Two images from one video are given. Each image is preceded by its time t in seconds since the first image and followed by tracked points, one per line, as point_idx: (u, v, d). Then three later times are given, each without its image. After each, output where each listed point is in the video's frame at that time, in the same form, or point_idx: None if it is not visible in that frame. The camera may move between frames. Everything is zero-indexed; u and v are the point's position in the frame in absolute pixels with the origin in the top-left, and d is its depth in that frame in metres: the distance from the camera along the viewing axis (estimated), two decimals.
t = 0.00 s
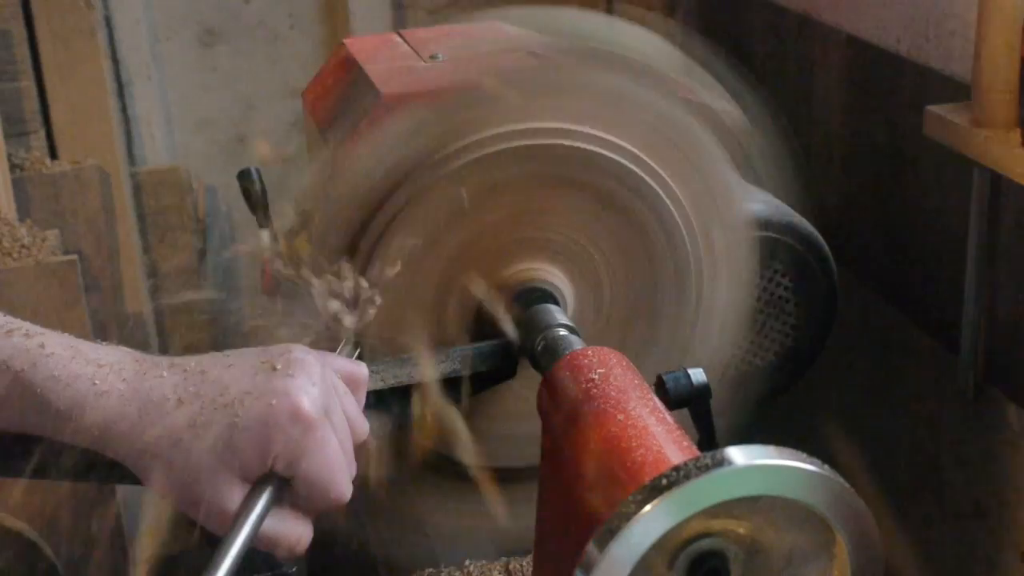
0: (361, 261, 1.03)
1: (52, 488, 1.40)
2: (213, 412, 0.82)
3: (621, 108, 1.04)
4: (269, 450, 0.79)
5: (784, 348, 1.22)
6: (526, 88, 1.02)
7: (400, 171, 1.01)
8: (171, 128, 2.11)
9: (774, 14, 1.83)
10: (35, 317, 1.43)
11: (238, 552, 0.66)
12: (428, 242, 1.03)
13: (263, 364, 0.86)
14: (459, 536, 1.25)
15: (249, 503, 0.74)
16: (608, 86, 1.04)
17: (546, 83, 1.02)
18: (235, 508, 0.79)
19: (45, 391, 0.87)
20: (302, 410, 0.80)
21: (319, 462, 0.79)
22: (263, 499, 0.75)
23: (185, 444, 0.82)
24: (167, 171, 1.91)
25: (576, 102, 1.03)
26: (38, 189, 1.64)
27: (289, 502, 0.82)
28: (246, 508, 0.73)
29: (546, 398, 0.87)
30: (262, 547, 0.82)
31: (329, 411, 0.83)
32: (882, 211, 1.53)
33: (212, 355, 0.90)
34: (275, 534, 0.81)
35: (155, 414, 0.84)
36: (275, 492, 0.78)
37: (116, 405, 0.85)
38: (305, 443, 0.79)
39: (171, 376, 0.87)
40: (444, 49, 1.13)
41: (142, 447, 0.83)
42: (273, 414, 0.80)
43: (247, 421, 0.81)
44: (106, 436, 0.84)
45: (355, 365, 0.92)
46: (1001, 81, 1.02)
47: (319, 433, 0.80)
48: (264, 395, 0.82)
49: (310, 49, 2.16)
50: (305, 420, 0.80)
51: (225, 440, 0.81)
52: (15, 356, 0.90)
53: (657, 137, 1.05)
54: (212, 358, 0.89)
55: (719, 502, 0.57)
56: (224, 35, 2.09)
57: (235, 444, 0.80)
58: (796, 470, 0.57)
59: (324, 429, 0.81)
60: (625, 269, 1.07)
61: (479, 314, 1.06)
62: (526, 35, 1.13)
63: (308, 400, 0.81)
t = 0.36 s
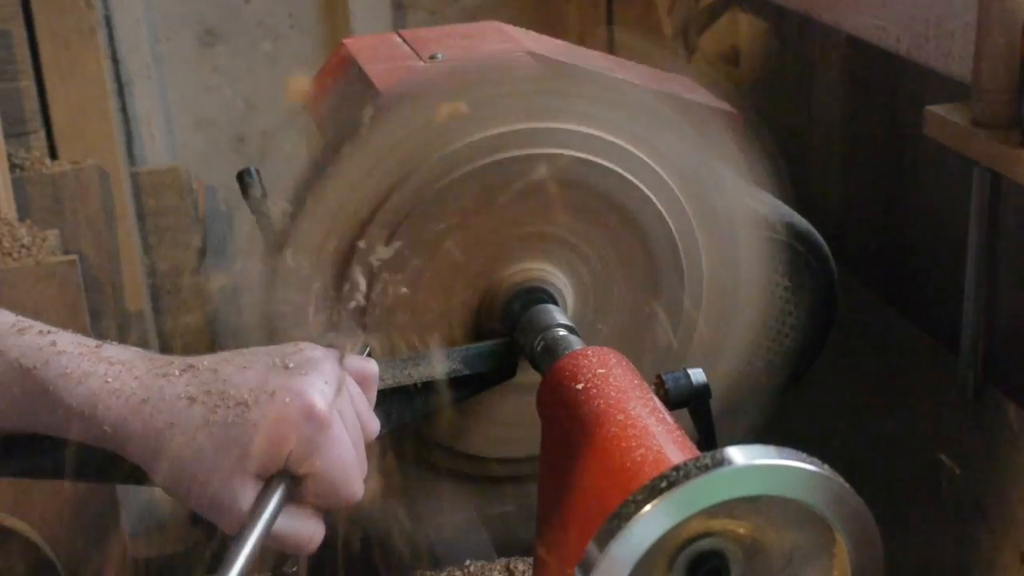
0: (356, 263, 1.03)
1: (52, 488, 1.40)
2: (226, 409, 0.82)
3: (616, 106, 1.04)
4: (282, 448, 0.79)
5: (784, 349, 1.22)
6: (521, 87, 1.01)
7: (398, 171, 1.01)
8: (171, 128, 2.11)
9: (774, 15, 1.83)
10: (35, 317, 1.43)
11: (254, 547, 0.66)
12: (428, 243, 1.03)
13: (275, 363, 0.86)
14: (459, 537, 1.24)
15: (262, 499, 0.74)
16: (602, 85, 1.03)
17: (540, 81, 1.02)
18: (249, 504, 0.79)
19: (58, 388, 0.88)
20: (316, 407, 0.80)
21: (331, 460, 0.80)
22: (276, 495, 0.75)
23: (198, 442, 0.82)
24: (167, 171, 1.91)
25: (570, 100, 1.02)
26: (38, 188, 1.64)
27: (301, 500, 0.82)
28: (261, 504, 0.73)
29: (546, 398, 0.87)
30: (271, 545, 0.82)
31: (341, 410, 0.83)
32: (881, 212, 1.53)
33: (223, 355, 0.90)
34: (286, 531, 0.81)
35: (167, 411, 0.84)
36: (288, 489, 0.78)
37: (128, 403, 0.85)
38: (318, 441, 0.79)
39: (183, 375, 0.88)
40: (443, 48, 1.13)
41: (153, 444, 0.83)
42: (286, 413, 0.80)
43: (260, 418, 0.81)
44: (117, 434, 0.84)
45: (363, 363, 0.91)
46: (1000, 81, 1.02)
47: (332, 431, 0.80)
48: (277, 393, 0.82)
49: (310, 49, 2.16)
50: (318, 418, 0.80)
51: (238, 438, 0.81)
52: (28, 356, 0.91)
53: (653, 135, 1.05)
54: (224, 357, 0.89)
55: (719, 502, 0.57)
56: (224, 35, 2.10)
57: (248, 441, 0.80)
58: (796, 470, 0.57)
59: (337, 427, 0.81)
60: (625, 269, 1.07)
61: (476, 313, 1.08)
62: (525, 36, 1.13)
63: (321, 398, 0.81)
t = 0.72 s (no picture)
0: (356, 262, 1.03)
1: (50, 489, 1.40)
2: (249, 403, 0.82)
3: (617, 104, 1.03)
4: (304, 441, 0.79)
5: (784, 348, 1.22)
6: (520, 86, 1.01)
7: (398, 171, 1.01)
8: (171, 128, 2.11)
9: (775, 15, 1.83)
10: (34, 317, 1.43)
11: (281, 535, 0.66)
12: (428, 242, 1.03)
13: (296, 356, 0.86)
14: (459, 537, 1.24)
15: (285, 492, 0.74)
16: (601, 83, 1.03)
17: (538, 79, 1.02)
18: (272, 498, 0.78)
19: (80, 382, 0.88)
20: (337, 400, 0.80)
21: (353, 452, 0.79)
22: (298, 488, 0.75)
23: (221, 436, 0.82)
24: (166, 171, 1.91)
25: (569, 99, 1.02)
26: (37, 189, 1.63)
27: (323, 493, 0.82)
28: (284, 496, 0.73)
29: (547, 397, 0.87)
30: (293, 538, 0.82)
31: (362, 403, 0.83)
32: (882, 212, 1.53)
33: (246, 349, 0.90)
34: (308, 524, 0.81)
35: (190, 406, 0.84)
36: (310, 482, 0.78)
37: (150, 398, 0.86)
38: (340, 433, 0.79)
39: (206, 370, 0.88)
40: (444, 48, 1.13)
41: (179, 438, 0.83)
42: (306, 406, 0.80)
43: (282, 412, 0.80)
44: (140, 428, 0.85)
45: (383, 356, 0.91)
46: (1001, 81, 1.02)
47: (353, 423, 0.80)
48: (298, 386, 0.82)
49: (310, 49, 2.15)
50: (340, 410, 0.80)
51: (260, 431, 0.80)
52: (49, 351, 0.91)
53: (654, 133, 1.05)
54: (246, 353, 0.89)
55: (719, 502, 0.57)
56: (224, 35, 2.09)
57: (271, 435, 0.80)
58: (796, 470, 0.57)
59: (358, 420, 0.81)
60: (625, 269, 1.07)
61: (478, 317, 1.07)
62: (523, 36, 1.13)
63: (342, 391, 0.81)
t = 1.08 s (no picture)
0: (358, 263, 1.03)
1: (51, 488, 1.40)
2: (210, 408, 0.83)
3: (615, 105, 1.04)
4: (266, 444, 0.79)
5: (785, 349, 1.22)
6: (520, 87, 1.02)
7: (399, 173, 1.01)
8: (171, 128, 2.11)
9: (774, 15, 1.83)
10: (35, 317, 1.43)
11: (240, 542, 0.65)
12: (428, 243, 1.03)
13: (256, 362, 0.86)
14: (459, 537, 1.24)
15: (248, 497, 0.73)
16: (600, 83, 1.03)
17: (537, 80, 1.02)
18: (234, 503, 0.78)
19: (44, 391, 0.90)
20: (298, 403, 0.80)
21: (317, 455, 0.79)
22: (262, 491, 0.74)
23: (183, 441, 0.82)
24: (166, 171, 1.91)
25: (569, 100, 1.02)
26: (38, 188, 1.64)
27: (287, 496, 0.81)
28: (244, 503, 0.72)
29: (547, 397, 0.87)
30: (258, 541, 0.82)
31: (324, 406, 0.83)
32: (881, 211, 1.53)
33: (209, 355, 0.91)
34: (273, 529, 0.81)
35: (152, 412, 0.85)
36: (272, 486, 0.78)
37: (112, 404, 0.86)
38: (301, 436, 0.79)
39: (165, 377, 0.88)
40: (444, 48, 1.13)
41: (140, 444, 0.83)
42: (266, 409, 0.80)
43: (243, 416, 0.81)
44: (100, 435, 0.85)
45: (344, 359, 0.91)
46: (1000, 80, 1.02)
47: (314, 426, 0.79)
48: (259, 391, 0.82)
49: (310, 49, 2.16)
50: (300, 413, 0.80)
51: (223, 436, 0.81)
52: (13, 362, 0.93)
53: (654, 134, 1.05)
54: (205, 360, 0.89)
55: (720, 502, 0.57)
56: (224, 35, 2.10)
57: (230, 439, 0.80)
58: (797, 470, 0.57)
59: (320, 422, 0.80)
60: (625, 270, 1.07)
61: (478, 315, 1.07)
62: (523, 36, 1.13)
63: (303, 394, 0.81)
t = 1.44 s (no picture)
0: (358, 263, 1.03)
1: (51, 488, 1.40)
2: (229, 404, 0.80)
3: (612, 105, 1.03)
4: (284, 438, 0.77)
5: (784, 348, 1.23)
6: (518, 87, 1.02)
7: (396, 173, 1.01)
8: (171, 127, 2.11)
9: (774, 15, 1.83)
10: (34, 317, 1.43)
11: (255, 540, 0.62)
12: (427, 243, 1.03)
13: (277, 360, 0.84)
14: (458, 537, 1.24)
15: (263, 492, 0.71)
16: (597, 84, 1.03)
17: (532, 81, 1.02)
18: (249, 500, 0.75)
19: (60, 384, 0.87)
20: (319, 397, 0.78)
21: (337, 450, 0.77)
22: (278, 486, 0.72)
23: (200, 435, 0.79)
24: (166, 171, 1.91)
25: (564, 99, 1.02)
26: (38, 188, 1.63)
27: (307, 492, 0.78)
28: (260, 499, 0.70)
29: (547, 397, 0.87)
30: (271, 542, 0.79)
31: (346, 403, 0.81)
32: (882, 211, 1.53)
33: (227, 353, 0.89)
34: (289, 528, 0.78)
35: (168, 408, 0.82)
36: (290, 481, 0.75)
37: (131, 400, 0.84)
38: (322, 430, 0.77)
39: (184, 374, 0.86)
40: (445, 48, 1.13)
41: (156, 438, 0.81)
42: (287, 404, 0.78)
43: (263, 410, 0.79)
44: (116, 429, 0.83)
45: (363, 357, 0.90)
46: (1001, 80, 1.02)
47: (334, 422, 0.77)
48: (279, 386, 0.80)
49: (310, 49, 2.16)
50: (321, 408, 0.78)
51: (241, 430, 0.78)
52: (29, 355, 0.90)
53: (653, 134, 1.05)
54: (227, 357, 0.87)
55: (719, 503, 0.57)
56: (224, 35, 2.09)
57: (247, 435, 0.78)
58: (796, 470, 0.57)
59: (341, 417, 0.78)
60: (625, 270, 1.07)
61: (478, 315, 1.07)
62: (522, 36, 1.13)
63: (324, 389, 0.79)
